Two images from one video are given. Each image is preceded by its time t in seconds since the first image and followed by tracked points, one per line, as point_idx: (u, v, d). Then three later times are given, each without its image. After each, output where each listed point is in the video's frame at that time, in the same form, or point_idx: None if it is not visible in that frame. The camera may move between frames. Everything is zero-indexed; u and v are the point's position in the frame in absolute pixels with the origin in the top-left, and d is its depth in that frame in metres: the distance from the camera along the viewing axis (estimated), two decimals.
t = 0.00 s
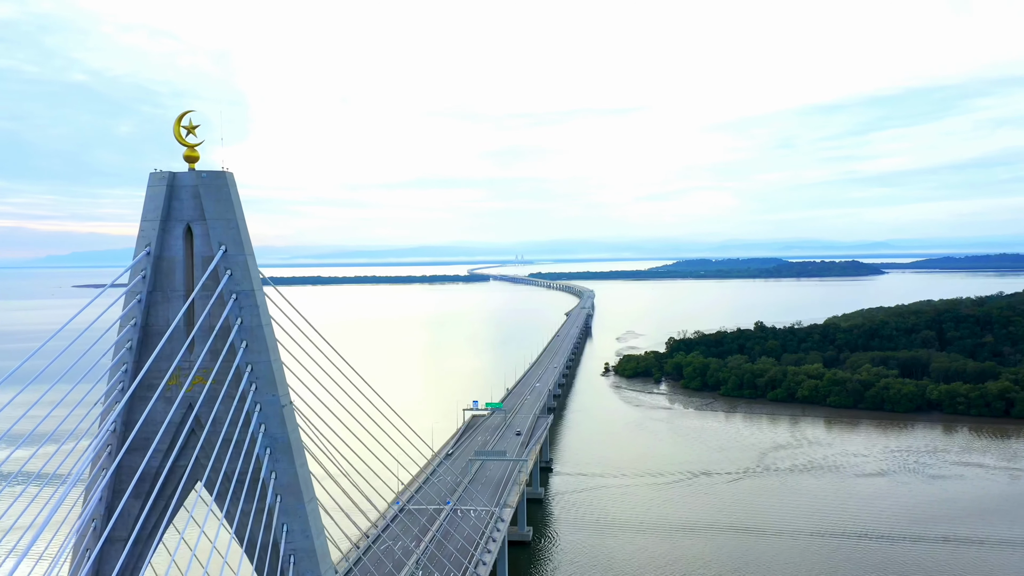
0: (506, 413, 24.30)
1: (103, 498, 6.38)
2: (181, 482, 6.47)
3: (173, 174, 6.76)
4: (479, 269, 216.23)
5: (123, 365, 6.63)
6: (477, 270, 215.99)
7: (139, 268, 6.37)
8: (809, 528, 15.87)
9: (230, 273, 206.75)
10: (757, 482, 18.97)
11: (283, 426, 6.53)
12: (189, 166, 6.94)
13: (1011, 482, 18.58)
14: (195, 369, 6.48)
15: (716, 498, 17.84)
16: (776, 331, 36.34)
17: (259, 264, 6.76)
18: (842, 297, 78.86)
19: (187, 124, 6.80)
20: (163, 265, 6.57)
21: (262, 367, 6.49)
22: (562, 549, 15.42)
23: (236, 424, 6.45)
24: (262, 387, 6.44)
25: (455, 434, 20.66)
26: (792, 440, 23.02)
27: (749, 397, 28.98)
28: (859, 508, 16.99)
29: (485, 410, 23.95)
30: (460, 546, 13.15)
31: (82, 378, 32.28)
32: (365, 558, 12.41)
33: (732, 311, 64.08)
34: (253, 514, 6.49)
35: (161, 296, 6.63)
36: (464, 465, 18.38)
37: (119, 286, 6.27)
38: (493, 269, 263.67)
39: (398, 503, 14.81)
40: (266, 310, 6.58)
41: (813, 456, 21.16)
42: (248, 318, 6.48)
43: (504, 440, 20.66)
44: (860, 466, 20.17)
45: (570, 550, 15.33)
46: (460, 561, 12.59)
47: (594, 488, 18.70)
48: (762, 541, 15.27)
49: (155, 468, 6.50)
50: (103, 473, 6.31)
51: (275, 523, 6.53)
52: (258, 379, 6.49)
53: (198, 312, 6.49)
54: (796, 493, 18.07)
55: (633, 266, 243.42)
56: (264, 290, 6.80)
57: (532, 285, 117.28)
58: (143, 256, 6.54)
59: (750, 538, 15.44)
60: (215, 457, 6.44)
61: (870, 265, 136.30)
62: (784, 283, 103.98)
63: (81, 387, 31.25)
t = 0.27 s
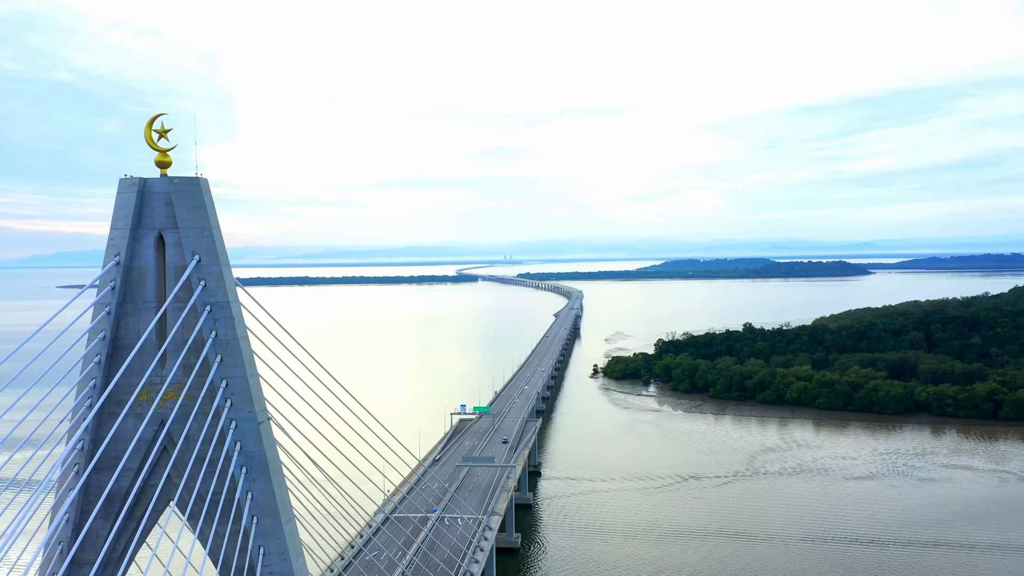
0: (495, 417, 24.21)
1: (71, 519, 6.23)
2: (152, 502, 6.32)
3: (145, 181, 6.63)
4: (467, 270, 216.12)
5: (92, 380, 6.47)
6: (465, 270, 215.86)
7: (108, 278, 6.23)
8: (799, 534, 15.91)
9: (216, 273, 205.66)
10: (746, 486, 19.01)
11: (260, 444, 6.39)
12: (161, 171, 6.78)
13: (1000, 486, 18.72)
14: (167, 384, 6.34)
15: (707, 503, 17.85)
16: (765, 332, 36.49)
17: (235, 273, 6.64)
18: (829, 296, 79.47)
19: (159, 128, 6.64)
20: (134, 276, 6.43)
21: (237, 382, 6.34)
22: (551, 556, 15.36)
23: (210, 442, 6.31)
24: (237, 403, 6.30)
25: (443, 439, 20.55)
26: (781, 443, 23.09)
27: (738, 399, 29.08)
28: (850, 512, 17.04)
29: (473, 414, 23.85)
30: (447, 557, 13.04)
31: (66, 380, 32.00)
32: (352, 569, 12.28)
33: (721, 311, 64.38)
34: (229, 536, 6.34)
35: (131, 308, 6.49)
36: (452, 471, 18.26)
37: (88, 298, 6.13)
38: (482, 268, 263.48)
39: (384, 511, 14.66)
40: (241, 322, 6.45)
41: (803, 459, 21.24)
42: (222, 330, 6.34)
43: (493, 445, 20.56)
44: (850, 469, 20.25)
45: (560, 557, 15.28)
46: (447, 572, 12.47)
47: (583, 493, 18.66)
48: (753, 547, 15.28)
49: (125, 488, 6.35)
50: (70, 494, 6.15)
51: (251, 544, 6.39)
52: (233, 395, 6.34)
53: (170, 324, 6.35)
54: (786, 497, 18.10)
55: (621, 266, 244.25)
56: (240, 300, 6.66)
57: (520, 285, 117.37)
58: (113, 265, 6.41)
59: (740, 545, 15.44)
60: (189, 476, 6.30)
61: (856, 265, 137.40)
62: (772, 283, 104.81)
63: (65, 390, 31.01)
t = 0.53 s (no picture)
0: (484, 421, 24.15)
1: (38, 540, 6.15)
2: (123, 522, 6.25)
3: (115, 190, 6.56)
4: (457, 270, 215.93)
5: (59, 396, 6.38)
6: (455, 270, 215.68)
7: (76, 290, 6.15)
8: (789, 538, 15.97)
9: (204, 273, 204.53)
10: (737, 490, 19.05)
11: (236, 463, 6.33)
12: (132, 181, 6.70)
13: (990, 488, 18.85)
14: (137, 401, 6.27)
15: (697, 507, 17.88)
16: (754, 334, 36.62)
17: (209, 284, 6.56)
18: (819, 297, 79.82)
19: (130, 134, 6.54)
20: (104, 288, 6.36)
21: (212, 399, 6.27)
22: (541, 562, 15.34)
23: (184, 461, 6.25)
24: (212, 421, 6.24)
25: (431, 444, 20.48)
26: (771, 445, 23.18)
27: (728, 401, 29.17)
28: (842, 517, 17.11)
29: (462, 418, 23.77)
30: (435, 566, 12.99)
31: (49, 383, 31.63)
32: None
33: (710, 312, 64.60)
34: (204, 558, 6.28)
35: (101, 321, 6.41)
36: (440, 477, 18.19)
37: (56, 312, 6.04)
38: (471, 269, 263.24)
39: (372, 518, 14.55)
40: (215, 335, 6.38)
41: (793, 462, 21.34)
42: (196, 345, 6.27)
43: (482, 449, 20.49)
44: (841, 473, 20.34)
45: (551, 563, 15.26)
46: None
47: (573, 498, 18.66)
48: (745, 552, 15.31)
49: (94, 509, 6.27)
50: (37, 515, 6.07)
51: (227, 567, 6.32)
52: (208, 413, 6.27)
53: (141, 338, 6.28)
54: (777, 501, 18.17)
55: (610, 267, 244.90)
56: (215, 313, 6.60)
57: (510, 285, 117.40)
58: (81, 276, 6.33)
59: (732, 550, 15.48)
60: (162, 496, 6.24)
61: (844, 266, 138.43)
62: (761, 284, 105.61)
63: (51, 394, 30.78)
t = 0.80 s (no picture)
0: (475, 425, 24.04)
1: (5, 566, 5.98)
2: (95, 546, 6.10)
3: (85, 196, 6.36)
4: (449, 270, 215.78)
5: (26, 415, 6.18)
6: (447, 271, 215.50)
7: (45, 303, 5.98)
8: (783, 544, 15.97)
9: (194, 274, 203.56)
10: (730, 494, 19.07)
11: (213, 484, 6.17)
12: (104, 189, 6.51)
13: (984, 492, 18.94)
14: (110, 420, 6.11)
15: (691, 512, 17.87)
16: (747, 336, 36.71)
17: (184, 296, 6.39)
18: (810, 297, 80.18)
19: (100, 140, 6.39)
20: (74, 300, 6.18)
21: (188, 417, 6.10)
22: (535, 569, 15.26)
23: (159, 482, 6.08)
24: (189, 441, 6.07)
25: (423, 450, 20.35)
26: (765, 448, 23.21)
27: (721, 404, 29.23)
28: (837, 522, 17.13)
29: (453, 423, 23.66)
30: None
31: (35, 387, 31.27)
32: None
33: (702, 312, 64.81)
34: None
35: (70, 335, 6.22)
36: (432, 483, 18.04)
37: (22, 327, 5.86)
38: (463, 268, 263.05)
39: (362, 528, 14.41)
40: (191, 350, 6.21)
41: (787, 465, 21.40)
42: (170, 361, 6.10)
43: (473, 454, 20.34)
44: (834, 476, 20.38)
45: (544, 571, 15.19)
46: None
47: (566, 503, 18.60)
48: (739, 558, 15.30)
49: (65, 533, 6.11)
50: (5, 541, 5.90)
51: None
52: (184, 431, 6.10)
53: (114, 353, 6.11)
54: (771, 506, 18.18)
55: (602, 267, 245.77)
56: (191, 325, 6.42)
57: (502, 286, 117.42)
58: (51, 288, 6.15)
59: (726, 556, 15.46)
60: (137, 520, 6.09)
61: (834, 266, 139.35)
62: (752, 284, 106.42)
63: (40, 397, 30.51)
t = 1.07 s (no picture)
0: (472, 429, 23.96)
1: None
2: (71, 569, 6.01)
3: (60, 206, 6.27)
4: (447, 271, 215.72)
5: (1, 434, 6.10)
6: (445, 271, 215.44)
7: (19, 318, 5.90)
8: (782, 550, 15.95)
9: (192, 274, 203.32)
10: (729, 499, 19.05)
11: (196, 506, 6.10)
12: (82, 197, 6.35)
13: (985, 496, 18.92)
14: (87, 440, 6.03)
15: (690, 518, 17.84)
16: (746, 337, 36.68)
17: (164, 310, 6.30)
18: (809, 297, 80.22)
19: (76, 147, 6.29)
20: (49, 315, 6.09)
21: (168, 437, 6.02)
22: None
23: (140, 504, 6.00)
24: (171, 462, 5.99)
25: (419, 455, 20.26)
26: (764, 452, 23.21)
27: (721, 406, 29.21)
28: (837, 527, 17.12)
29: (450, 427, 23.58)
30: None
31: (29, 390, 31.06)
32: None
33: (701, 313, 64.84)
34: None
35: (45, 351, 6.13)
36: (428, 490, 17.95)
37: None
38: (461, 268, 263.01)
39: (357, 536, 14.33)
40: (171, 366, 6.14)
41: (786, 469, 21.39)
42: (150, 378, 6.01)
43: (470, 460, 20.24)
44: (835, 480, 20.38)
45: None
46: None
47: (564, 508, 18.57)
48: (738, 565, 15.28)
49: (41, 555, 6.02)
50: None
51: None
52: (164, 452, 6.01)
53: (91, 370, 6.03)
54: (771, 511, 18.16)
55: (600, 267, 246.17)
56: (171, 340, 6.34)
57: (500, 286, 117.43)
58: (25, 302, 6.06)
59: (725, 563, 15.44)
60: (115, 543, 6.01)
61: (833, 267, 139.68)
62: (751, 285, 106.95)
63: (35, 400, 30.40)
